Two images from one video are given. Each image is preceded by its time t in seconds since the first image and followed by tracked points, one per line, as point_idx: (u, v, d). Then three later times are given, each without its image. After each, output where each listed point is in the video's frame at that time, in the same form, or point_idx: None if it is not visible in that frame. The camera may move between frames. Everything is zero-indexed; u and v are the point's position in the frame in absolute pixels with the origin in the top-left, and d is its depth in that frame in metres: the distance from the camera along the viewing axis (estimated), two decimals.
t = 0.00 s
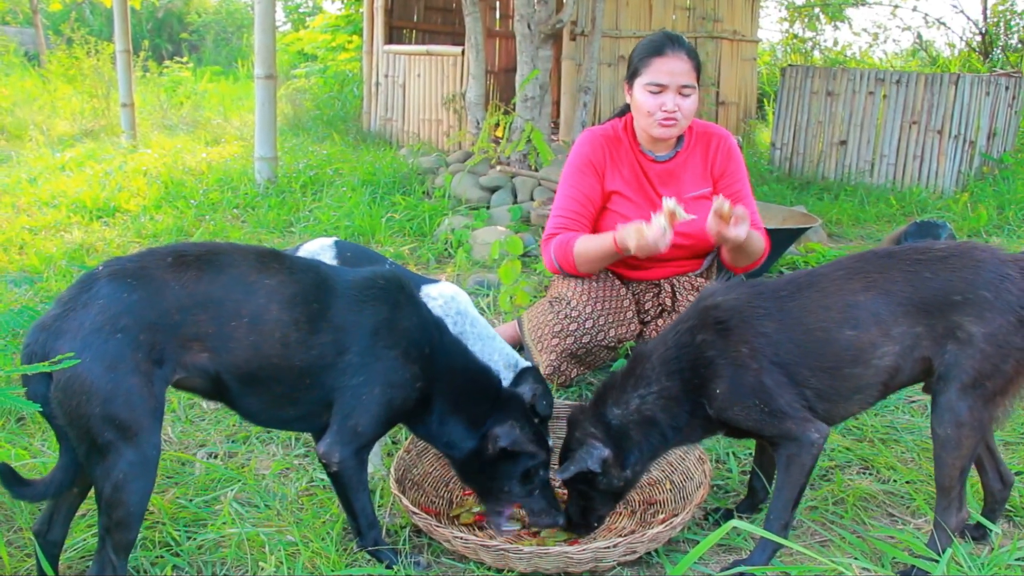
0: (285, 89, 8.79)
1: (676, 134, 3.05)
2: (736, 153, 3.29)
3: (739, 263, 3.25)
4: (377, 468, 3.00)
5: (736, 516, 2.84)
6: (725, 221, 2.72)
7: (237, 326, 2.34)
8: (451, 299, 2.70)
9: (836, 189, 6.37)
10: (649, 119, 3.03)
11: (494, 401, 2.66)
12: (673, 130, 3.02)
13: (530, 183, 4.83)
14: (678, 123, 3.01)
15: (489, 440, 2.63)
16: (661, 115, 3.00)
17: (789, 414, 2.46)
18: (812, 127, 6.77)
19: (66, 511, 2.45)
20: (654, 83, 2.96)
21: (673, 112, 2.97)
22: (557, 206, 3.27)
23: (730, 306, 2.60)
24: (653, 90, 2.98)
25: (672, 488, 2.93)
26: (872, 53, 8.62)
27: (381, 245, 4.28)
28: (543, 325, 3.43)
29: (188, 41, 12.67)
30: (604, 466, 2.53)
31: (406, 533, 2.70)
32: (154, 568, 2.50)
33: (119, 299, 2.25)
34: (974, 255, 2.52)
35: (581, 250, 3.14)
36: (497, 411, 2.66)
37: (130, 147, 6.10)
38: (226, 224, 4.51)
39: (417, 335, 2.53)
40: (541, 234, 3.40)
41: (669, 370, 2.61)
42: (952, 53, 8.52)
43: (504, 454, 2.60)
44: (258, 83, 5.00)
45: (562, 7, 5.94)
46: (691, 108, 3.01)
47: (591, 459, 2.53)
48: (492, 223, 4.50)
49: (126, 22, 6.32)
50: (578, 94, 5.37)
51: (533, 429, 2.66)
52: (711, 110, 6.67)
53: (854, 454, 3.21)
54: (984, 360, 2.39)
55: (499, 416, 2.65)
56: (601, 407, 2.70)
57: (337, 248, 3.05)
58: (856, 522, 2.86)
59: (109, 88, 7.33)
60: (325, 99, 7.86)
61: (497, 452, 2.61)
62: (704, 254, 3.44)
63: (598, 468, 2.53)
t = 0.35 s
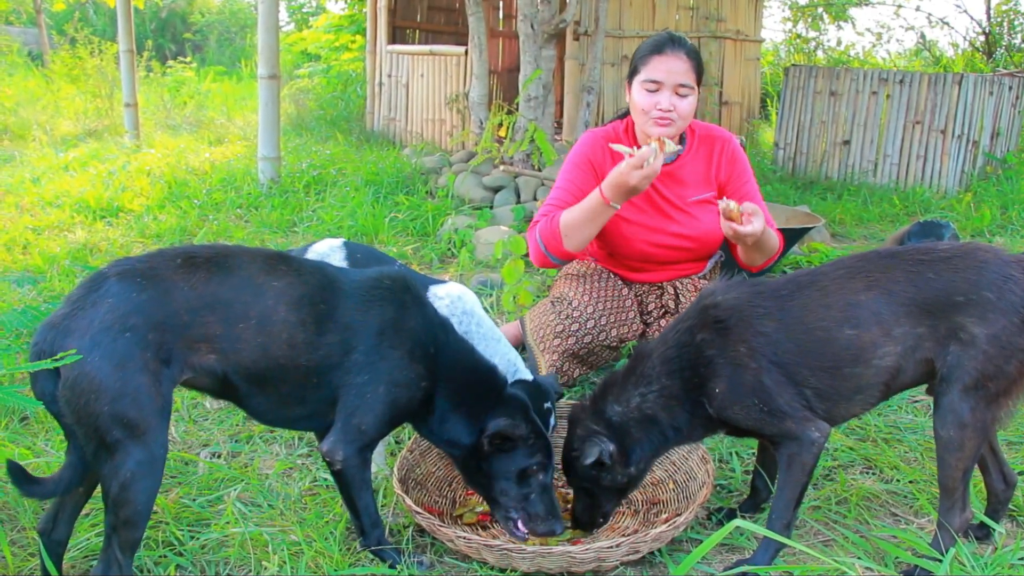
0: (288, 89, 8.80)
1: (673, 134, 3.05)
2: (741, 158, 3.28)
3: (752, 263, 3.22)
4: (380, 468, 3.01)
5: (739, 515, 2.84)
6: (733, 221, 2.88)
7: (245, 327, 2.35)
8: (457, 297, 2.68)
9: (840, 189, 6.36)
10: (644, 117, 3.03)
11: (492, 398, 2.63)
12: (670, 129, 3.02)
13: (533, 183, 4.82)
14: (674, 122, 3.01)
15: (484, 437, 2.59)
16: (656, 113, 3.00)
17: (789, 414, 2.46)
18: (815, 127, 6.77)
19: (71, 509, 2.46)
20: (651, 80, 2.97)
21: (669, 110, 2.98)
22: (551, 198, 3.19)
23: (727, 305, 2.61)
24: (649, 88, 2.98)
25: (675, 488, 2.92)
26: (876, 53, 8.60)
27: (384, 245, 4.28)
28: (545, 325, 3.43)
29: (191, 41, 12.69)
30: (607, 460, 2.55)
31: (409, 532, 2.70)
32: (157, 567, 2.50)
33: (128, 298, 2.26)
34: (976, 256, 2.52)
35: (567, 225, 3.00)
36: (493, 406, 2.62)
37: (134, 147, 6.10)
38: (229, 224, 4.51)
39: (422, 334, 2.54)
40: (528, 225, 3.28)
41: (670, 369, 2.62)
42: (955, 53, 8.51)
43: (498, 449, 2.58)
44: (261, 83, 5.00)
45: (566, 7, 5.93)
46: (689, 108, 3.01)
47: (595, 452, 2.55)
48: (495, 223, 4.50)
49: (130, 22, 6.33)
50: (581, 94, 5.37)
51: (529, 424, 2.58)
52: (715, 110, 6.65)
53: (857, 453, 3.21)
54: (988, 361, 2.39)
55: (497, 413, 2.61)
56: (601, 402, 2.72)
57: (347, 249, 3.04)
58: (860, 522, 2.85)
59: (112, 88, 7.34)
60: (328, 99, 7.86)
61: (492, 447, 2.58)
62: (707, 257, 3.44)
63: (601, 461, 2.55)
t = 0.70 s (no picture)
0: (290, 88, 8.80)
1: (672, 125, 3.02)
2: (745, 164, 3.32)
3: (750, 270, 3.28)
4: (383, 466, 3.00)
5: (742, 515, 2.84)
6: (744, 238, 3.04)
7: (251, 326, 2.38)
8: (461, 296, 2.73)
9: (842, 189, 6.36)
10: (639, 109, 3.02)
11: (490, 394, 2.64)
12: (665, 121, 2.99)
13: (535, 182, 4.82)
14: (670, 112, 2.98)
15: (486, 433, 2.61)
16: (651, 103, 2.98)
17: (789, 416, 2.46)
18: (817, 126, 6.76)
19: (75, 507, 2.49)
20: (646, 70, 2.98)
21: (661, 101, 2.96)
22: (554, 186, 3.19)
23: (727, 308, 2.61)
24: (645, 78, 2.99)
25: (677, 487, 2.92)
26: (878, 52, 8.60)
27: (387, 244, 4.28)
28: (548, 324, 3.43)
29: (194, 41, 12.68)
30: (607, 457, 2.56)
31: (411, 531, 2.70)
32: (160, 566, 2.51)
33: (136, 297, 2.29)
34: (978, 259, 2.53)
35: (574, 209, 3.00)
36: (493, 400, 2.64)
37: (136, 146, 6.10)
38: (232, 223, 4.51)
39: (425, 333, 2.55)
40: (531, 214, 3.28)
41: (668, 370, 2.63)
42: (958, 53, 8.50)
43: (500, 446, 2.58)
44: (263, 82, 5.00)
45: (568, 7, 5.93)
46: (684, 98, 2.98)
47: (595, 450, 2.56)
48: (498, 223, 4.50)
49: (132, 21, 6.33)
50: (583, 93, 5.37)
51: (529, 413, 2.58)
52: (717, 109, 6.65)
53: (860, 453, 3.21)
54: (990, 364, 2.40)
55: (498, 403, 2.63)
56: (599, 403, 2.73)
57: (356, 249, 3.02)
58: (862, 521, 2.85)
59: (115, 87, 7.34)
60: (330, 98, 7.87)
61: (493, 445, 2.58)
62: (711, 257, 3.44)
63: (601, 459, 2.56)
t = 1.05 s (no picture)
0: (295, 88, 8.79)
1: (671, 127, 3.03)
2: (755, 166, 3.34)
3: (760, 269, 3.30)
4: (390, 465, 2.99)
5: (748, 515, 2.84)
6: (762, 238, 3.07)
7: (260, 325, 2.47)
8: (469, 296, 2.80)
9: (847, 189, 6.35)
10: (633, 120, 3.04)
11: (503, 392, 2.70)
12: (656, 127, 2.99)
13: (540, 182, 4.82)
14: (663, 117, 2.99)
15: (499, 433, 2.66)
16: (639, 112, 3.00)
17: (788, 417, 2.49)
18: (822, 126, 6.75)
19: (83, 505, 2.55)
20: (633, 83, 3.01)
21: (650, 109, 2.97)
22: (561, 182, 3.19)
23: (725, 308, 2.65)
24: (632, 89, 3.02)
25: (683, 488, 2.92)
26: (883, 52, 8.58)
27: (391, 244, 4.28)
28: (554, 324, 3.43)
29: (198, 40, 12.67)
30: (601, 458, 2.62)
31: (418, 531, 2.70)
32: (167, 564, 2.51)
33: (145, 296, 2.38)
34: (975, 262, 2.56)
35: (582, 205, 3.01)
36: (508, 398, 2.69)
37: (141, 146, 6.10)
38: (236, 223, 4.51)
39: (432, 331, 2.63)
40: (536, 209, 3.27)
41: (666, 373, 2.67)
42: (963, 53, 8.48)
43: (509, 448, 2.61)
44: (268, 81, 5.00)
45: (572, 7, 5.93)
46: (674, 102, 2.98)
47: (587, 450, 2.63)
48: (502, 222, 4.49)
49: (137, 21, 6.34)
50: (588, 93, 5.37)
51: (543, 418, 2.62)
52: (721, 109, 6.64)
53: (865, 454, 3.21)
54: (988, 367, 2.42)
55: (511, 402, 2.68)
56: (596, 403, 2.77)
57: (362, 250, 3.02)
58: (869, 523, 2.85)
59: (119, 87, 7.34)
60: (334, 98, 7.86)
61: (505, 446, 2.62)
62: (718, 258, 3.45)
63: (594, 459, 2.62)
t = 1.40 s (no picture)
0: (308, 88, 8.81)
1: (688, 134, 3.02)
2: (770, 165, 3.33)
3: (779, 267, 3.33)
4: (409, 465, 3.00)
5: (767, 516, 2.83)
6: (788, 240, 3.07)
7: (281, 323, 2.48)
8: (491, 301, 2.82)
9: (862, 189, 6.32)
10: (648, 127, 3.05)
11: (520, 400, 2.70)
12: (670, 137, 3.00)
13: (555, 182, 4.81)
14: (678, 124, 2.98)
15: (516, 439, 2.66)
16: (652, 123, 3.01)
17: (804, 417, 2.48)
18: (837, 126, 6.74)
19: (103, 503, 2.55)
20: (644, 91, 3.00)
21: (663, 119, 2.98)
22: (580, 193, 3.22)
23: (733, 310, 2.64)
24: (643, 98, 3.02)
25: (702, 488, 2.91)
26: (897, 52, 8.54)
27: (407, 243, 4.27)
28: (571, 324, 3.43)
29: (211, 40, 12.72)
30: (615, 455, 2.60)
31: (436, 530, 2.70)
32: (186, 562, 2.52)
33: (167, 294, 2.39)
34: (992, 265, 2.55)
35: (601, 216, 3.03)
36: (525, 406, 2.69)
37: (156, 145, 6.12)
38: (252, 222, 4.52)
39: (453, 332, 2.64)
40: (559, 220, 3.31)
41: (680, 372, 2.66)
42: (978, 52, 8.44)
43: (523, 453, 2.61)
44: (282, 81, 5.02)
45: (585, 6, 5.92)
46: (688, 108, 2.98)
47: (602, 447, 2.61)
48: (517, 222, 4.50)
49: (152, 21, 6.36)
50: (602, 93, 5.36)
51: (562, 430, 2.61)
52: (735, 109, 6.62)
53: (884, 456, 3.20)
54: (1005, 370, 2.41)
55: (530, 410, 2.68)
56: (610, 400, 2.75)
57: (387, 252, 3.03)
58: (888, 524, 2.84)
59: (134, 87, 7.37)
60: (348, 98, 7.88)
61: (519, 450, 2.61)
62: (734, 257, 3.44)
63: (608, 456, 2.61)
